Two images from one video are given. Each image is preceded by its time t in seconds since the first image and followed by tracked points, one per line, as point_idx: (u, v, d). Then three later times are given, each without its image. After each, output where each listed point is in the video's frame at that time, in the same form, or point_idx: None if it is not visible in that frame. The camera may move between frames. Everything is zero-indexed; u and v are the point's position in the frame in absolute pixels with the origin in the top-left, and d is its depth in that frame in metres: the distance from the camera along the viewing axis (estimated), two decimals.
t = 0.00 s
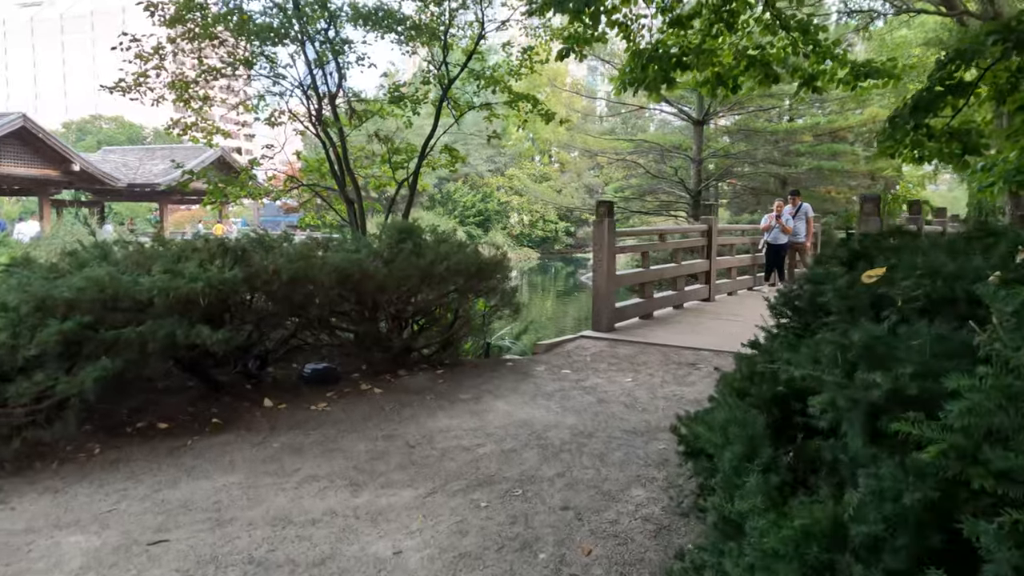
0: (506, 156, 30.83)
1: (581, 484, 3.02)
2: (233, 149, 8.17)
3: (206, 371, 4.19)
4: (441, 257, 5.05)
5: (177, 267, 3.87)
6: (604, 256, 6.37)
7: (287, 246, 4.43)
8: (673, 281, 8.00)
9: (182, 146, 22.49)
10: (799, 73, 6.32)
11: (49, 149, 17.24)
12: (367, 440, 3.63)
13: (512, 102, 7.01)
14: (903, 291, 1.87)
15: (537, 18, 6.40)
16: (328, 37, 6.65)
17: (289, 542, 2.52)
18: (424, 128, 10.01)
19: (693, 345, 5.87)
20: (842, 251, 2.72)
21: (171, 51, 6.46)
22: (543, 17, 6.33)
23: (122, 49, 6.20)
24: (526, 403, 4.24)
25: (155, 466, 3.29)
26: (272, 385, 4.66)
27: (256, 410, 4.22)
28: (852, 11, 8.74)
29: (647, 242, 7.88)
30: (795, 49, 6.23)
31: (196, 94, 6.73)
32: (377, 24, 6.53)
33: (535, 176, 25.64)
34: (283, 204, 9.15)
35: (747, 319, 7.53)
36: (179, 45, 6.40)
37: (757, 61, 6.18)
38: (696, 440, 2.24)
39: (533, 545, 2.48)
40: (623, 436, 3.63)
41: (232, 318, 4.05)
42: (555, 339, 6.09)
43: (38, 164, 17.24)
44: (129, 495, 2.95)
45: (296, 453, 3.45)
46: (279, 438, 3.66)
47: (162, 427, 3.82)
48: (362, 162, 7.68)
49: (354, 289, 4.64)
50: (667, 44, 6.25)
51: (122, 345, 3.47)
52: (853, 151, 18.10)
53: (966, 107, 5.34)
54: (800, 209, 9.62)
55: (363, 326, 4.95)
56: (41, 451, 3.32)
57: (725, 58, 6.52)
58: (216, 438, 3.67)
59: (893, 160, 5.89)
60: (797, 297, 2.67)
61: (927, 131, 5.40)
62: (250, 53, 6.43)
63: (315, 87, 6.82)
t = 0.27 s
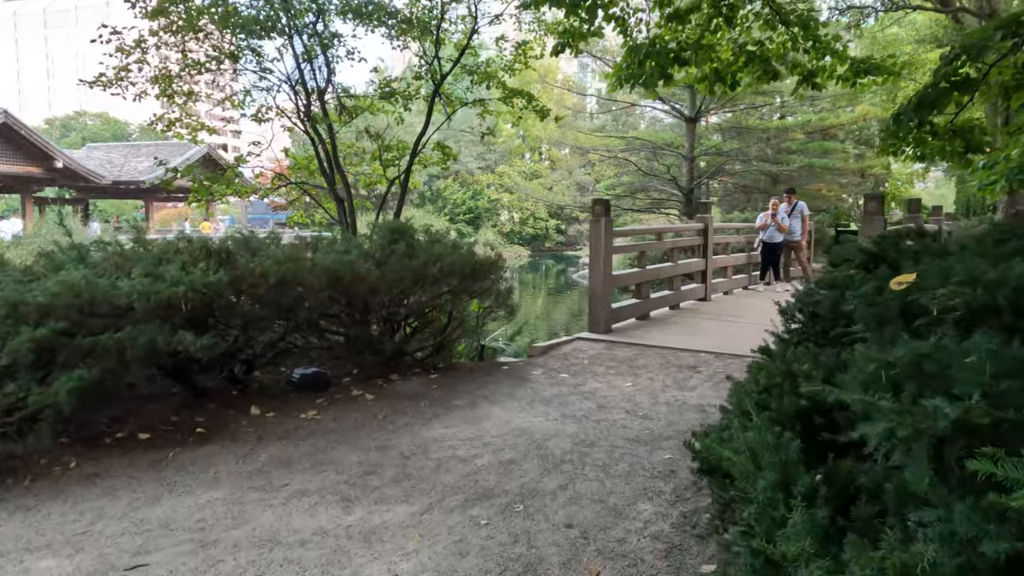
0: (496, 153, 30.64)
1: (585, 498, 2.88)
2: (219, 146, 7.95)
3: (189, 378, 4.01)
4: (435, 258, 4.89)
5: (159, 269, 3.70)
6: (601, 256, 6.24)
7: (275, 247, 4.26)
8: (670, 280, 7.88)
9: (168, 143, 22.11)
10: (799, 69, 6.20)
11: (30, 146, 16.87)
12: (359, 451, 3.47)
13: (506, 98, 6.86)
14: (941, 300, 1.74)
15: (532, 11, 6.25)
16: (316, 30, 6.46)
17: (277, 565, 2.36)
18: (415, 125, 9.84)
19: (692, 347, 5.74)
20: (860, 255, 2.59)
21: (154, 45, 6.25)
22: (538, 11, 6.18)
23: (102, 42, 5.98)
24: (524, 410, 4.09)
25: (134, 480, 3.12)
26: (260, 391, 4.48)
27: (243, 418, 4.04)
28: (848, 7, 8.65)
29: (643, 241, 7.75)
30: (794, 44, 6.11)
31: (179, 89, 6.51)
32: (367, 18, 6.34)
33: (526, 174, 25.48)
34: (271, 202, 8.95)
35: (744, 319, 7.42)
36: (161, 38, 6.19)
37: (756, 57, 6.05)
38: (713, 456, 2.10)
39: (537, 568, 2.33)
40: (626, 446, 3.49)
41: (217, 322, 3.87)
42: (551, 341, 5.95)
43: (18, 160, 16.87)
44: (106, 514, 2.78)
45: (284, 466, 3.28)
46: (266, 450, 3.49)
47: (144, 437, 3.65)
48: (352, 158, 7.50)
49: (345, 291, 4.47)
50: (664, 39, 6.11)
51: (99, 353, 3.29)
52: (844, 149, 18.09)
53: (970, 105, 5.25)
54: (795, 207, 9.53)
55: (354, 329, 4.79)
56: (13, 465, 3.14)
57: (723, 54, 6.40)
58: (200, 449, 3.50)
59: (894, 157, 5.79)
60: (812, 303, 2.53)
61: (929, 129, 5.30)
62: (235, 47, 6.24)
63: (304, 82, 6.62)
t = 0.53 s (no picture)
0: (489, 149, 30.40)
1: (589, 512, 2.70)
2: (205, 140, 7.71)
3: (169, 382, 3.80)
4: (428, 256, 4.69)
5: (135, 268, 3.49)
6: (599, 253, 6.05)
7: (259, 245, 4.05)
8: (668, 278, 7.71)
9: (157, 138, 21.76)
10: (802, 61, 6.03)
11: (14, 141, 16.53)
12: (349, 460, 3.28)
13: (501, 90, 6.65)
14: (992, 305, 1.56)
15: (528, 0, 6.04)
16: (304, 19, 6.23)
17: None
18: (407, 119, 9.62)
19: (693, 347, 5.57)
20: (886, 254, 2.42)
21: (135, 34, 6.01)
22: None
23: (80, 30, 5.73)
24: (522, 415, 3.91)
25: (107, 494, 2.92)
26: (245, 395, 4.28)
27: (226, 424, 3.84)
28: None
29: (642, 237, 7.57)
30: (798, 35, 5.93)
31: (163, 80, 6.27)
32: (357, 8, 6.13)
33: (519, 170, 25.27)
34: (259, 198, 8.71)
35: (745, 317, 7.26)
36: (142, 26, 5.95)
37: (758, 48, 5.87)
38: (738, 473, 1.92)
39: None
40: (630, 454, 3.31)
41: (198, 324, 3.67)
42: (549, 341, 5.76)
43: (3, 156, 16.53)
44: (75, 533, 2.58)
45: (268, 476, 3.09)
46: (250, 459, 3.30)
47: (120, 446, 3.44)
48: (342, 152, 7.27)
49: (334, 290, 4.27)
50: (664, 30, 5.92)
51: (69, 358, 3.09)
52: (838, 145, 17.97)
53: (980, 97, 5.08)
54: (795, 203, 9.37)
55: (343, 330, 4.59)
56: None
57: (725, 46, 6.21)
58: (180, 459, 3.30)
59: (901, 152, 5.62)
60: (835, 305, 2.35)
61: (938, 122, 5.12)
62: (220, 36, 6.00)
63: (292, 73, 6.40)
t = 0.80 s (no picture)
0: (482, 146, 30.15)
1: (590, 538, 2.50)
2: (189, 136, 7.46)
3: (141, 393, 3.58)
4: (417, 258, 4.48)
5: (102, 273, 3.27)
6: (596, 254, 5.86)
7: (238, 248, 3.84)
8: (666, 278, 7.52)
9: (145, 134, 21.37)
10: (804, 56, 5.84)
11: None
12: (331, 478, 3.07)
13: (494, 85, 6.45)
14: None
15: None
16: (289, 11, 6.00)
17: None
18: (397, 115, 9.39)
19: (693, 351, 5.38)
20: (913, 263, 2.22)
21: (112, 25, 5.75)
22: None
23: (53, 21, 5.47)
24: (517, 427, 3.71)
25: (69, 518, 2.70)
26: (224, 405, 4.06)
27: (202, 437, 3.63)
28: None
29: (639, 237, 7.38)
30: (800, 29, 5.74)
31: (142, 74, 6.00)
32: None
33: (513, 167, 25.05)
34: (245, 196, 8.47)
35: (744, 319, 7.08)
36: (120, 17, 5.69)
37: (759, 42, 5.68)
38: (759, 507, 1.73)
39: None
40: (632, 470, 3.11)
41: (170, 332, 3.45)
42: (544, 345, 5.56)
43: None
44: (29, 565, 2.37)
45: (244, 497, 2.88)
46: (225, 478, 3.08)
47: (87, 463, 3.23)
48: (330, 149, 7.04)
49: (317, 295, 4.05)
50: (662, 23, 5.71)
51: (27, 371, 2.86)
52: (833, 142, 17.83)
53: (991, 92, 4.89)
54: (793, 202, 9.20)
55: (328, 336, 4.37)
56: None
57: (725, 40, 6.01)
58: (150, 477, 3.08)
59: (907, 149, 5.43)
60: (859, 317, 2.16)
61: (946, 118, 4.93)
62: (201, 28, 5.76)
63: (277, 67, 6.16)
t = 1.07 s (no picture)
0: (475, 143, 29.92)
1: (596, 562, 2.33)
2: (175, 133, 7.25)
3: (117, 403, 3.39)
4: (410, 259, 4.30)
5: (74, 277, 3.08)
6: (594, 253, 5.70)
7: (221, 249, 3.65)
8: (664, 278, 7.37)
9: (134, 131, 21.01)
10: (807, 50, 5.67)
11: None
12: (319, 495, 2.89)
13: (489, 80, 6.26)
14: None
15: None
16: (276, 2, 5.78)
17: None
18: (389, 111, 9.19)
19: (694, 354, 5.23)
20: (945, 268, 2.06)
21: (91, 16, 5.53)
22: None
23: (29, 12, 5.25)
24: (515, 437, 3.54)
25: (36, 542, 2.51)
26: (207, 414, 3.87)
27: (183, 449, 3.44)
28: None
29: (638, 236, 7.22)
30: (803, 23, 5.58)
31: (124, 67, 5.78)
32: None
33: (506, 164, 24.85)
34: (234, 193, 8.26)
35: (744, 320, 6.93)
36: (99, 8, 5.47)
37: (762, 35, 5.51)
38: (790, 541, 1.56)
39: None
40: (638, 485, 2.95)
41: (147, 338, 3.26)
42: (541, 348, 5.40)
43: None
44: None
45: (225, 517, 2.70)
46: (206, 495, 2.90)
47: (59, 479, 3.04)
48: (320, 145, 6.84)
49: (305, 298, 3.86)
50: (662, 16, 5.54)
51: None
52: (828, 139, 17.74)
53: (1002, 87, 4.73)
54: (792, 200, 9.06)
55: (317, 341, 4.18)
56: None
57: (726, 33, 5.85)
58: (126, 495, 2.90)
59: (914, 146, 5.27)
60: (887, 328, 2.00)
61: (955, 114, 4.77)
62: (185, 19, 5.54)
63: (264, 60, 5.95)
